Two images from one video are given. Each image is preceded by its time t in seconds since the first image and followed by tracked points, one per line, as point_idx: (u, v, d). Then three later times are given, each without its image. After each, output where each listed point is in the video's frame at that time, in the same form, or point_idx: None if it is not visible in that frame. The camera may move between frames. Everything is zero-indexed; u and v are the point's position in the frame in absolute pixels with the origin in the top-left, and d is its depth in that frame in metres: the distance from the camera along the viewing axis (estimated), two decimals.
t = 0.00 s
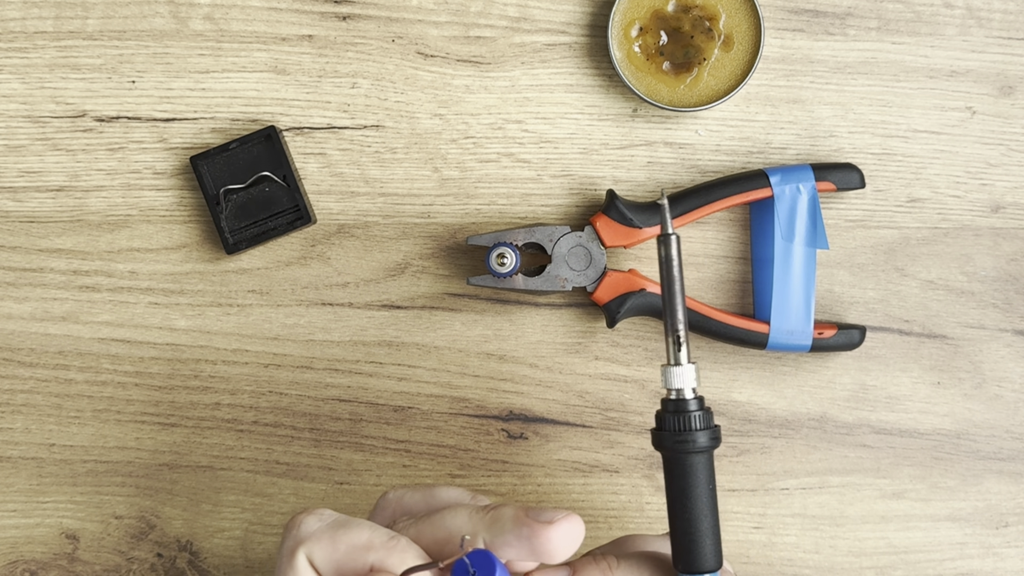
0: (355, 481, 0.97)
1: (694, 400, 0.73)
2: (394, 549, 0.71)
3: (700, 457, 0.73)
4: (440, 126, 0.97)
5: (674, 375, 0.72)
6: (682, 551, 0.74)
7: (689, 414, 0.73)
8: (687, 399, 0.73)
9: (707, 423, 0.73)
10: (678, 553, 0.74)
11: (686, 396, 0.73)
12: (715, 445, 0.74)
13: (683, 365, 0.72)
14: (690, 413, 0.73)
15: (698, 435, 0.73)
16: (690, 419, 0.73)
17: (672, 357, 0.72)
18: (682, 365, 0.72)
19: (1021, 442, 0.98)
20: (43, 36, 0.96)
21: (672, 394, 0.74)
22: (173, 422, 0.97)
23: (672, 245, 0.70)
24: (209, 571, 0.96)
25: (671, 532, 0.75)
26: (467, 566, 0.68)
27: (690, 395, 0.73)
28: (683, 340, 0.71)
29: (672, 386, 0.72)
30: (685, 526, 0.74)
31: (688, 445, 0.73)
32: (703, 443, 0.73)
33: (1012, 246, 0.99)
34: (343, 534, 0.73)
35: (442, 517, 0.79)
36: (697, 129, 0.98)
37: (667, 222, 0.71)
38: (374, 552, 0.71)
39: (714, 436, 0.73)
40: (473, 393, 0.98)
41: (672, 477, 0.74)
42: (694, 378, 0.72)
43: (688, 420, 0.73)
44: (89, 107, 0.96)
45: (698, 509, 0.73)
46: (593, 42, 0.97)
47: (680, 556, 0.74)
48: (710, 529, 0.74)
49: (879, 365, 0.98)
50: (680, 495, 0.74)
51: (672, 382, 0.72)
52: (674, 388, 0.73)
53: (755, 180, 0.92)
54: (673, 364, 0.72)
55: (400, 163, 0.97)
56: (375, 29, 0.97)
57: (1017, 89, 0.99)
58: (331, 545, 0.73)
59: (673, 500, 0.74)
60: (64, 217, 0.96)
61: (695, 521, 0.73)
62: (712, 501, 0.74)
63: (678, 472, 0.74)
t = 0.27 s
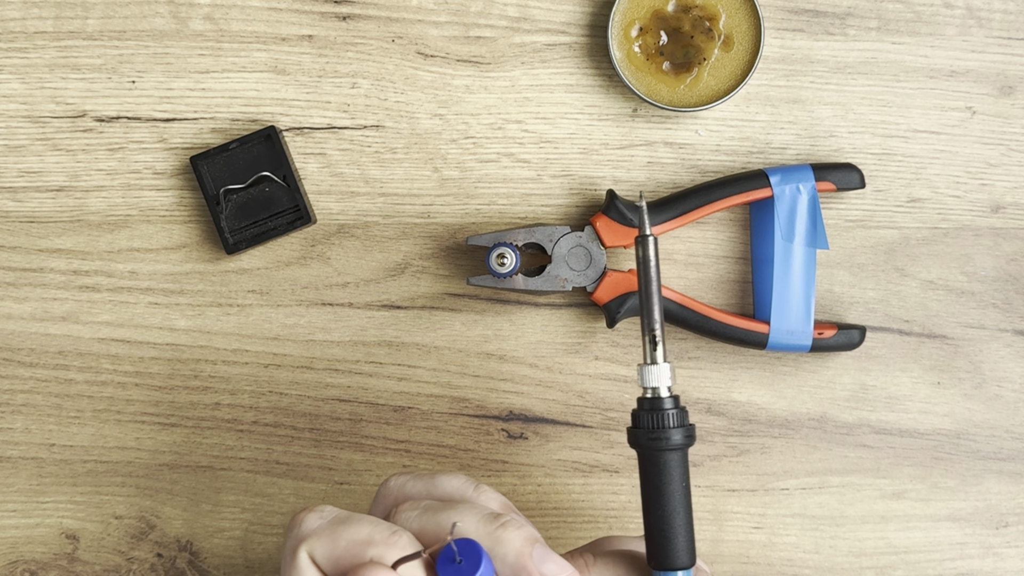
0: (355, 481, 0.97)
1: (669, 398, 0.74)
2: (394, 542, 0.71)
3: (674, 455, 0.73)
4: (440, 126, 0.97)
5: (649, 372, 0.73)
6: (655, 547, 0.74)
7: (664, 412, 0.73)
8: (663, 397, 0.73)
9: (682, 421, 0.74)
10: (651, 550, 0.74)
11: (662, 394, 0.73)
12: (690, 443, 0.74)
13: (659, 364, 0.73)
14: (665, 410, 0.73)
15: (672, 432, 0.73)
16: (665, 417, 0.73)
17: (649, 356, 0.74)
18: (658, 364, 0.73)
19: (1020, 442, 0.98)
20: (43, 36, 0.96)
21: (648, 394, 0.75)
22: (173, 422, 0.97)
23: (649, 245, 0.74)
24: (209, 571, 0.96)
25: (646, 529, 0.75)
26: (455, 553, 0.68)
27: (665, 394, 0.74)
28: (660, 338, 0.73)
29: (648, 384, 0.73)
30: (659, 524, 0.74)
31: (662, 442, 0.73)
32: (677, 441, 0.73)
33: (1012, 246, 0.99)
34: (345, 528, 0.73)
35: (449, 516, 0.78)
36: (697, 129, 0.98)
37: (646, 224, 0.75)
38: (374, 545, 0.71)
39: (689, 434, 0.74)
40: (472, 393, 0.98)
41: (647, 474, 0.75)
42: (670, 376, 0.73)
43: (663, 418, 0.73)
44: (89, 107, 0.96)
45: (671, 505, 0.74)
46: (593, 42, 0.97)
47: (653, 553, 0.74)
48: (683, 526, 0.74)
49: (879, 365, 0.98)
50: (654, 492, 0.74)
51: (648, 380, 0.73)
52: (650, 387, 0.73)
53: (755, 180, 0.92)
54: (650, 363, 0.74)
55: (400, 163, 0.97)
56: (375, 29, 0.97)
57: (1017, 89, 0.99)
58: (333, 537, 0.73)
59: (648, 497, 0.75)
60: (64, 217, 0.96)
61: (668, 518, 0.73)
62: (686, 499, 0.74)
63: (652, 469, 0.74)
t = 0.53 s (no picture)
0: (355, 481, 0.97)
1: (673, 396, 0.73)
2: (407, 537, 0.72)
3: (677, 452, 0.73)
4: (440, 126, 0.97)
5: (653, 370, 0.73)
6: (659, 545, 0.74)
7: (668, 409, 0.73)
8: (667, 394, 0.73)
9: (686, 419, 0.74)
10: (654, 548, 0.74)
11: (666, 391, 0.73)
12: (694, 440, 0.74)
13: (663, 361, 0.73)
14: (669, 407, 0.73)
15: (676, 430, 0.73)
16: (669, 414, 0.73)
17: (654, 354, 0.74)
18: (662, 361, 0.73)
19: (1021, 442, 0.98)
20: (43, 36, 0.96)
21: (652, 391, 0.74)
22: (173, 422, 0.97)
23: (654, 242, 0.73)
24: (209, 571, 0.96)
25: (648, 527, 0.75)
26: (461, 543, 0.68)
27: (669, 391, 0.73)
28: (664, 336, 0.73)
29: (651, 381, 0.73)
30: (662, 521, 0.74)
31: (666, 439, 0.73)
32: (681, 438, 0.73)
33: (1012, 246, 0.99)
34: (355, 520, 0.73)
35: (454, 505, 0.80)
36: (697, 129, 0.98)
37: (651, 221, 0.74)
38: (389, 540, 0.72)
39: (693, 431, 0.74)
40: (472, 393, 0.98)
41: (650, 472, 0.74)
42: (673, 374, 0.73)
43: (667, 415, 0.73)
44: (89, 107, 0.96)
45: (674, 503, 0.74)
46: (593, 42, 0.97)
47: (657, 551, 0.74)
48: (686, 524, 0.73)
49: (879, 365, 0.98)
50: (657, 490, 0.74)
51: (652, 377, 0.73)
52: (654, 384, 0.73)
53: (755, 180, 0.92)
54: (654, 360, 0.73)
55: (400, 163, 0.97)
56: (375, 29, 0.97)
57: (1017, 89, 0.99)
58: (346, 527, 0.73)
59: (651, 496, 0.74)
60: (64, 217, 0.96)
61: (671, 516, 0.73)
62: (690, 497, 0.74)
63: (656, 467, 0.74)
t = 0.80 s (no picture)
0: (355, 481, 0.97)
1: (680, 407, 0.73)
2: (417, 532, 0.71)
3: (684, 464, 0.73)
4: (440, 126, 0.97)
5: (660, 380, 0.73)
6: (664, 555, 0.74)
7: (675, 420, 0.73)
8: (674, 406, 0.73)
9: (692, 431, 0.74)
10: (660, 559, 0.74)
11: (673, 403, 0.73)
12: (700, 451, 0.74)
13: (670, 372, 0.72)
14: (676, 419, 0.73)
15: (683, 441, 0.73)
16: (676, 426, 0.73)
17: (660, 364, 0.73)
18: (669, 372, 0.73)
19: (1021, 442, 0.98)
20: (43, 36, 0.96)
21: (658, 402, 0.74)
22: (174, 422, 0.97)
23: (663, 253, 0.72)
24: (209, 571, 0.96)
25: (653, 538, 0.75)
26: (456, 545, 0.69)
27: (676, 402, 0.73)
28: (671, 347, 0.73)
29: (659, 393, 0.73)
30: (667, 532, 0.74)
31: (673, 452, 0.73)
32: (688, 450, 0.73)
33: (1012, 246, 0.99)
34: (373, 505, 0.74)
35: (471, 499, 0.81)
36: (697, 129, 0.98)
37: (659, 231, 0.73)
38: (398, 529, 0.71)
39: (699, 442, 0.74)
40: (473, 393, 0.98)
41: (655, 483, 0.75)
42: (680, 385, 0.73)
43: (674, 427, 0.73)
44: (89, 107, 0.96)
45: (679, 512, 0.74)
46: (593, 42, 0.97)
47: (662, 561, 0.74)
48: (690, 533, 0.74)
49: (879, 365, 0.98)
50: (661, 499, 0.74)
51: (659, 389, 0.73)
52: (661, 395, 0.73)
53: (755, 180, 0.92)
54: (661, 372, 0.73)
55: (400, 163, 0.97)
56: (375, 29, 0.97)
57: (1017, 89, 0.99)
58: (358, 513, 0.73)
59: (656, 506, 0.75)
60: (64, 217, 0.96)
61: (676, 526, 0.74)
62: (696, 507, 0.74)
63: (661, 478, 0.74)
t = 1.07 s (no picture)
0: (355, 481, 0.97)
1: (844, 372, 0.71)
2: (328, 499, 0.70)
3: (837, 428, 0.70)
4: (440, 126, 0.97)
5: (829, 343, 0.71)
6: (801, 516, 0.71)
7: (837, 384, 0.70)
8: (839, 369, 0.71)
9: (854, 397, 0.71)
10: (797, 517, 0.72)
11: (838, 366, 0.71)
12: (859, 419, 0.71)
13: (839, 336, 0.71)
14: (838, 383, 0.70)
15: (842, 406, 0.70)
16: (837, 389, 0.70)
17: (830, 328, 0.72)
18: (837, 336, 0.71)
19: (1020, 442, 0.98)
20: (43, 36, 0.96)
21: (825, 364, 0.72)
22: (174, 422, 0.97)
23: (851, 220, 0.75)
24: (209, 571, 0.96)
25: (793, 499, 0.72)
26: (610, 521, 0.69)
27: (840, 367, 0.71)
28: (845, 313, 0.72)
29: (825, 355, 0.71)
30: (807, 494, 0.71)
31: (830, 414, 0.70)
32: (846, 415, 0.70)
33: (1012, 246, 0.99)
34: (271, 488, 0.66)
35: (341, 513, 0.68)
36: (697, 129, 0.98)
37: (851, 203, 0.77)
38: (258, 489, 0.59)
39: (859, 410, 0.71)
40: (473, 393, 0.98)
41: (806, 446, 0.71)
42: (850, 350, 0.71)
43: (835, 390, 0.70)
44: (89, 107, 0.96)
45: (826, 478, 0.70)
46: (593, 42, 0.97)
47: (799, 521, 0.72)
48: (834, 500, 0.70)
49: (879, 365, 0.98)
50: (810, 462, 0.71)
51: (828, 351, 0.71)
52: (828, 357, 0.71)
53: (755, 180, 0.92)
54: (830, 335, 0.71)
55: (400, 163, 0.97)
56: (375, 29, 0.97)
57: (1017, 89, 0.99)
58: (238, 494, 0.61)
59: (802, 468, 0.71)
60: (64, 217, 0.96)
61: (820, 491, 0.70)
62: (842, 478, 0.71)
63: (813, 439, 0.71)
